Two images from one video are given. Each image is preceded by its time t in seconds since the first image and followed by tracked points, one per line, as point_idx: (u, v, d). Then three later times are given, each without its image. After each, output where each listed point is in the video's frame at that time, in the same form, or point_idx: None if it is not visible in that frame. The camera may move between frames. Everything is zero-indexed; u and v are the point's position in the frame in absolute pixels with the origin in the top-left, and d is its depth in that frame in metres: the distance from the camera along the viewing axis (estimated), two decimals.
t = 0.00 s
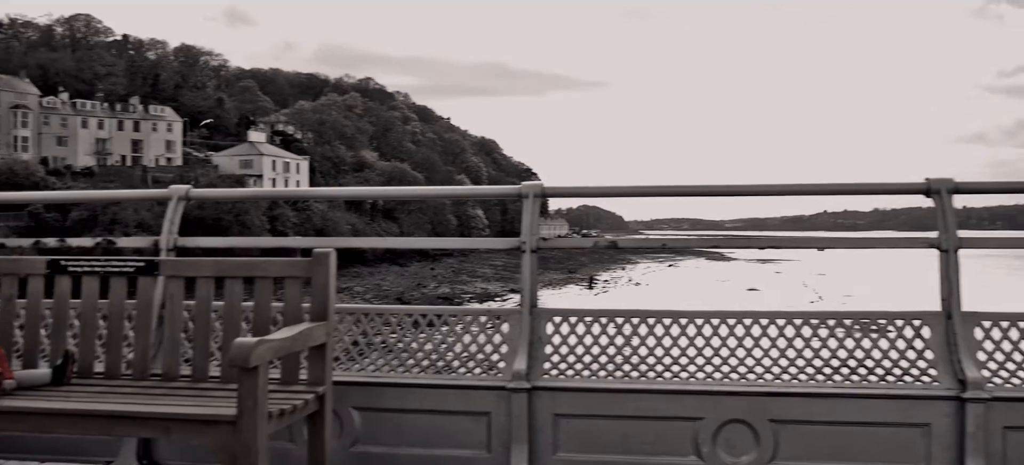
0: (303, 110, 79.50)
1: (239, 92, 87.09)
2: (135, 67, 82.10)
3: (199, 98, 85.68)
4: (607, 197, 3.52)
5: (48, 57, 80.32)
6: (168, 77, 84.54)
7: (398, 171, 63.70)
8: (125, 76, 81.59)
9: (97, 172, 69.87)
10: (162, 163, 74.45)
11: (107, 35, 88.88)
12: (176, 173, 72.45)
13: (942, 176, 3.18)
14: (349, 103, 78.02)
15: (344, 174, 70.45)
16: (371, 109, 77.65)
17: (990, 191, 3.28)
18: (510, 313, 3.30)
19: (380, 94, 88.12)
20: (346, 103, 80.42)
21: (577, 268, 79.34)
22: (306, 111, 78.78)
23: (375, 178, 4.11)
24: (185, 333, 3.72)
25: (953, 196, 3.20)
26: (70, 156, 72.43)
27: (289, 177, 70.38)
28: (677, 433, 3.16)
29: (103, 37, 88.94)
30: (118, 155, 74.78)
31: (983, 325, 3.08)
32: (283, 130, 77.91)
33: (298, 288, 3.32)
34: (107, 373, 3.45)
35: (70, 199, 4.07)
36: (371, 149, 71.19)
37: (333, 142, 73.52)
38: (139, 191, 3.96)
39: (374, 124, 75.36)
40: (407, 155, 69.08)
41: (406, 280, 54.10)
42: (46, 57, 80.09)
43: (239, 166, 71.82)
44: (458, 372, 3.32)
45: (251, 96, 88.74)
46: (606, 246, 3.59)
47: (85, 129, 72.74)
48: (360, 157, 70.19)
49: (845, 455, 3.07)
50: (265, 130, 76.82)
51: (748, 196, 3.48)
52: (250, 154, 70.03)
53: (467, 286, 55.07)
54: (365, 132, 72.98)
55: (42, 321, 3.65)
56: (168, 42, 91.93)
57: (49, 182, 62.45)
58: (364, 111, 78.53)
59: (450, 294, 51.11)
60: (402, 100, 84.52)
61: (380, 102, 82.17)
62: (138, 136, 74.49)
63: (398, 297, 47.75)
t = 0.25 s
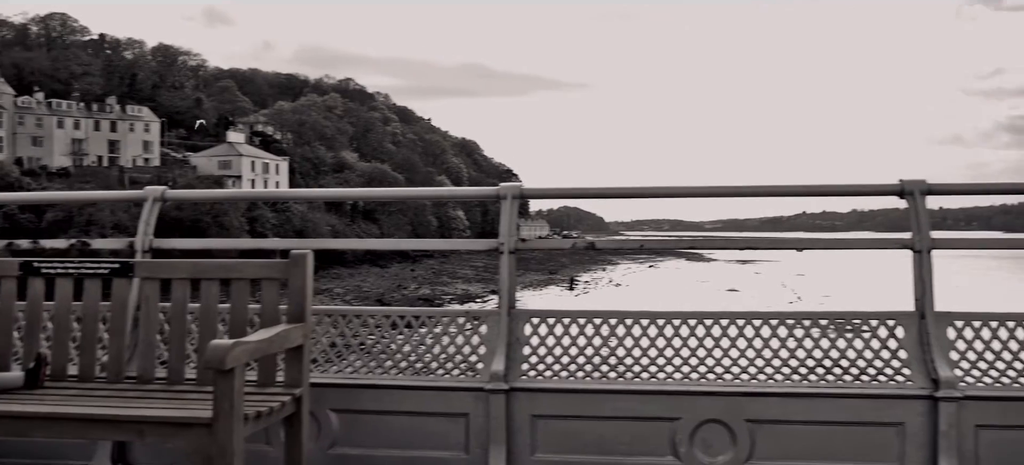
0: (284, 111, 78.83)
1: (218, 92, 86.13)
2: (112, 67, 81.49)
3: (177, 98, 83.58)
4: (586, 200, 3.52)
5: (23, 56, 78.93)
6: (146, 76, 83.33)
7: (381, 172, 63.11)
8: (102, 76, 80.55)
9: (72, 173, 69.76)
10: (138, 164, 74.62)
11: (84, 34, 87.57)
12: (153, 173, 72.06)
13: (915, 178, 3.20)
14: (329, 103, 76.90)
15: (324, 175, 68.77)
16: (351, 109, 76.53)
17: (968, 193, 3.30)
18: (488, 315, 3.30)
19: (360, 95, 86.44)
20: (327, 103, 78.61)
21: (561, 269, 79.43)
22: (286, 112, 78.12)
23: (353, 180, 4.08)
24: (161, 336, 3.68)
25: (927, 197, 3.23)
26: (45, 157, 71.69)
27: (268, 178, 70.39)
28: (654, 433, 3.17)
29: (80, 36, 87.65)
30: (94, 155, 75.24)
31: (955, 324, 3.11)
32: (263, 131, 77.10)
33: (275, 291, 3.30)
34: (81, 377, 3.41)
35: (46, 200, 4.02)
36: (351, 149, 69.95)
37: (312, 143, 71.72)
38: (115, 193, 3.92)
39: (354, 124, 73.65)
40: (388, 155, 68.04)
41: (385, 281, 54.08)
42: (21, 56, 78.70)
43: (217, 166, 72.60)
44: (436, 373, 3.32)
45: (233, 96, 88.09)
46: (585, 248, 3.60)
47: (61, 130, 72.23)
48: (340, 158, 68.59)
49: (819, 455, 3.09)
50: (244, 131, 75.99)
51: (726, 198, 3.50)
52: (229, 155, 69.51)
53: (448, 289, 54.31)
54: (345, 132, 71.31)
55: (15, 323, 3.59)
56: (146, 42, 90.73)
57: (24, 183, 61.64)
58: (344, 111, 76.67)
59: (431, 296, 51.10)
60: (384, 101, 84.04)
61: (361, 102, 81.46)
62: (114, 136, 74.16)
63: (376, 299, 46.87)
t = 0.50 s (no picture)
0: (264, 111, 78.76)
1: (197, 91, 85.66)
2: (89, 66, 80.63)
3: (155, 98, 82.79)
4: (565, 202, 3.53)
5: None
6: (124, 76, 82.58)
7: (362, 173, 62.89)
8: (79, 74, 79.71)
9: (49, 174, 68.97)
10: (117, 164, 73.87)
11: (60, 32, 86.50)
12: (131, 174, 71.43)
13: (890, 179, 3.22)
14: (310, 103, 77.47)
15: (305, 175, 70.81)
16: (332, 109, 77.69)
17: (943, 194, 3.33)
18: (467, 316, 3.31)
19: (342, 95, 87.44)
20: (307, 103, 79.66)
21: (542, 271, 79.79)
22: (267, 111, 78.06)
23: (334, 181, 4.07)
24: (137, 338, 3.66)
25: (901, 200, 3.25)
26: (21, 156, 70.64)
27: (248, 178, 70.28)
28: (631, 433, 3.19)
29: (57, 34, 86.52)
30: (72, 155, 74.56)
31: (928, 325, 3.15)
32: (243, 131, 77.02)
33: (253, 292, 3.28)
34: (55, 378, 3.37)
35: (21, 200, 3.97)
36: (332, 150, 71.15)
37: (293, 143, 72.98)
38: (91, 192, 3.88)
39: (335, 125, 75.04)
40: (368, 155, 70.29)
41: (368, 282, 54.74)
42: None
43: (196, 167, 71.13)
44: (415, 374, 3.32)
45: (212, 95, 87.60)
46: (564, 249, 3.62)
47: (37, 129, 71.33)
48: (321, 159, 70.16)
49: (794, 454, 3.11)
50: (224, 131, 75.12)
51: (705, 200, 3.52)
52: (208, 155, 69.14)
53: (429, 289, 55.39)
54: (325, 132, 72.44)
55: None
56: (124, 40, 89.82)
57: None
58: (324, 112, 77.43)
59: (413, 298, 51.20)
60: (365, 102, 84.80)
61: (342, 104, 81.94)
62: (92, 136, 73.35)
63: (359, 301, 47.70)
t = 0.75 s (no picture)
0: (244, 111, 79.23)
1: (178, 92, 85.69)
2: (67, 66, 79.84)
3: (134, 98, 82.43)
4: (544, 202, 3.53)
5: None
6: (103, 75, 82.03)
7: (343, 174, 63.09)
8: (57, 74, 79.16)
9: (26, 174, 68.32)
10: (95, 165, 73.23)
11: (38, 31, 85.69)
12: (110, 174, 71.02)
13: (866, 180, 3.25)
14: (291, 104, 78.52)
15: (286, 176, 72.49)
16: (313, 110, 79.80)
17: (918, 195, 3.36)
18: (447, 316, 3.31)
19: (322, 97, 90.01)
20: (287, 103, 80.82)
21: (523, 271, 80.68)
22: (248, 112, 78.61)
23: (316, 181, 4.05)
24: (113, 339, 3.64)
25: (876, 200, 3.27)
26: None
27: (229, 179, 70.36)
28: (609, 432, 3.20)
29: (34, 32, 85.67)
30: (50, 156, 73.79)
31: (903, 324, 3.17)
32: (224, 131, 77.64)
33: (230, 293, 3.26)
34: (29, 381, 3.33)
35: None
36: (314, 150, 73.10)
37: (274, 144, 74.70)
38: (67, 193, 3.84)
39: (317, 126, 77.29)
40: (349, 155, 72.58)
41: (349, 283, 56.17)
42: None
43: (177, 167, 69.78)
44: (394, 374, 3.32)
45: (192, 96, 87.79)
46: (543, 250, 3.63)
47: (14, 129, 70.60)
48: (303, 159, 71.91)
49: (773, 454, 3.14)
50: (204, 132, 74.81)
51: (681, 200, 3.54)
52: (188, 156, 69.03)
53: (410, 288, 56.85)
54: (307, 134, 74.58)
55: None
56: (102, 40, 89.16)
57: None
58: (306, 113, 79.69)
59: (394, 298, 51.61)
60: (346, 104, 86.43)
61: (325, 106, 83.22)
62: (71, 136, 72.84)
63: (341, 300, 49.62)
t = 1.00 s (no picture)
0: (227, 111, 79.12)
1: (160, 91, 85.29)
2: (47, 64, 78.90)
3: (115, 97, 81.90)
4: (524, 201, 3.53)
5: None
6: (83, 75, 81.35)
7: (327, 174, 63.00)
8: (37, 73, 78.53)
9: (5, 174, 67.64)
10: (75, 165, 72.74)
11: (17, 30, 84.79)
12: (91, 174, 70.52)
13: (844, 181, 3.27)
14: (274, 104, 78.60)
15: (269, 176, 70.16)
16: (296, 109, 79.86)
17: (896, 195, 3.39)
18: (427, 318, 3.31)
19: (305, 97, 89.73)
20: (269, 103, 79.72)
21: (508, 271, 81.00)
22: (230, 111, 78.49)
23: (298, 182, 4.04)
24: (91, 341, 3.61)
25: (854, 200, 3.29)
26: None
27: (211, 178, 70.17)
28: (590, 432, 3.20)
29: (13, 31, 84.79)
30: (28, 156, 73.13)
31: (881, 324, 3.19)
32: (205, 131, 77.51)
33: (210, 294, 3.24)
34: (4, 382, 3.30)
35: None
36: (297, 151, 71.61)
37: (256, 145, 73.04)
38: (45, 193, 3.81)
39: (300, 125, 76.14)
40: (333, 155, 72.72)
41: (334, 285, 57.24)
42: None
43: (158, 167, 70.27)
44: (373, 375, 3.32)
45: (174, 96, 87.42)
46: (524, 250, 3.64)
47: None
48: (286, 160, 70.32)
49: (752, 453, 3.15)
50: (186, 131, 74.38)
51: (661, 201, 3.55)
52: (170, 156, 68.70)
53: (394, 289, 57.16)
54: (290, 133, 73.20)
55: None
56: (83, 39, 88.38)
57: None
58: (288, 112, 78.53)
59: (377, 299, 51.70)
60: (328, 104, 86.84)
61: (308, 107, 83.52)
62: (50, 135, 72.37)
63: (323, 301, 50.82)
